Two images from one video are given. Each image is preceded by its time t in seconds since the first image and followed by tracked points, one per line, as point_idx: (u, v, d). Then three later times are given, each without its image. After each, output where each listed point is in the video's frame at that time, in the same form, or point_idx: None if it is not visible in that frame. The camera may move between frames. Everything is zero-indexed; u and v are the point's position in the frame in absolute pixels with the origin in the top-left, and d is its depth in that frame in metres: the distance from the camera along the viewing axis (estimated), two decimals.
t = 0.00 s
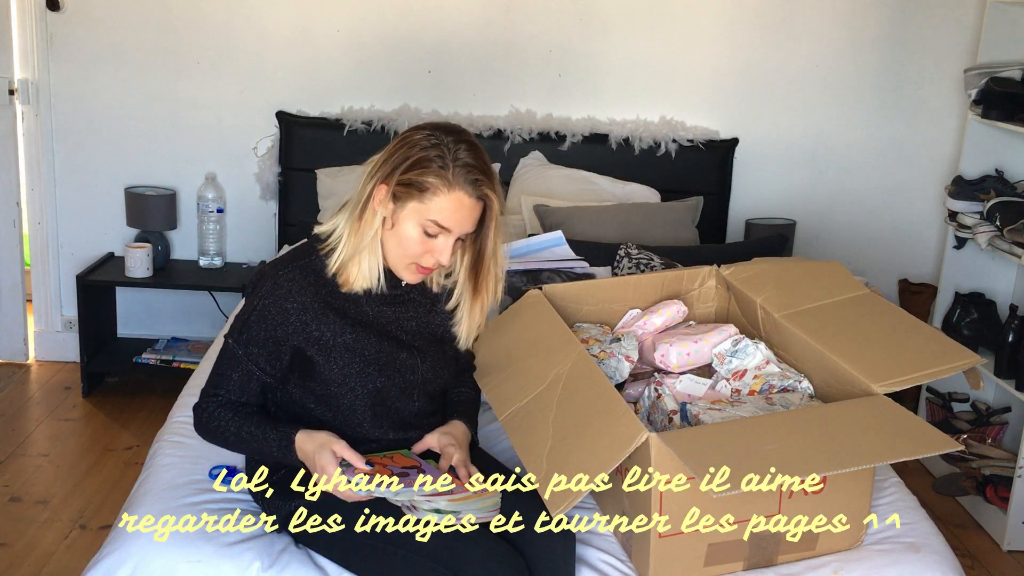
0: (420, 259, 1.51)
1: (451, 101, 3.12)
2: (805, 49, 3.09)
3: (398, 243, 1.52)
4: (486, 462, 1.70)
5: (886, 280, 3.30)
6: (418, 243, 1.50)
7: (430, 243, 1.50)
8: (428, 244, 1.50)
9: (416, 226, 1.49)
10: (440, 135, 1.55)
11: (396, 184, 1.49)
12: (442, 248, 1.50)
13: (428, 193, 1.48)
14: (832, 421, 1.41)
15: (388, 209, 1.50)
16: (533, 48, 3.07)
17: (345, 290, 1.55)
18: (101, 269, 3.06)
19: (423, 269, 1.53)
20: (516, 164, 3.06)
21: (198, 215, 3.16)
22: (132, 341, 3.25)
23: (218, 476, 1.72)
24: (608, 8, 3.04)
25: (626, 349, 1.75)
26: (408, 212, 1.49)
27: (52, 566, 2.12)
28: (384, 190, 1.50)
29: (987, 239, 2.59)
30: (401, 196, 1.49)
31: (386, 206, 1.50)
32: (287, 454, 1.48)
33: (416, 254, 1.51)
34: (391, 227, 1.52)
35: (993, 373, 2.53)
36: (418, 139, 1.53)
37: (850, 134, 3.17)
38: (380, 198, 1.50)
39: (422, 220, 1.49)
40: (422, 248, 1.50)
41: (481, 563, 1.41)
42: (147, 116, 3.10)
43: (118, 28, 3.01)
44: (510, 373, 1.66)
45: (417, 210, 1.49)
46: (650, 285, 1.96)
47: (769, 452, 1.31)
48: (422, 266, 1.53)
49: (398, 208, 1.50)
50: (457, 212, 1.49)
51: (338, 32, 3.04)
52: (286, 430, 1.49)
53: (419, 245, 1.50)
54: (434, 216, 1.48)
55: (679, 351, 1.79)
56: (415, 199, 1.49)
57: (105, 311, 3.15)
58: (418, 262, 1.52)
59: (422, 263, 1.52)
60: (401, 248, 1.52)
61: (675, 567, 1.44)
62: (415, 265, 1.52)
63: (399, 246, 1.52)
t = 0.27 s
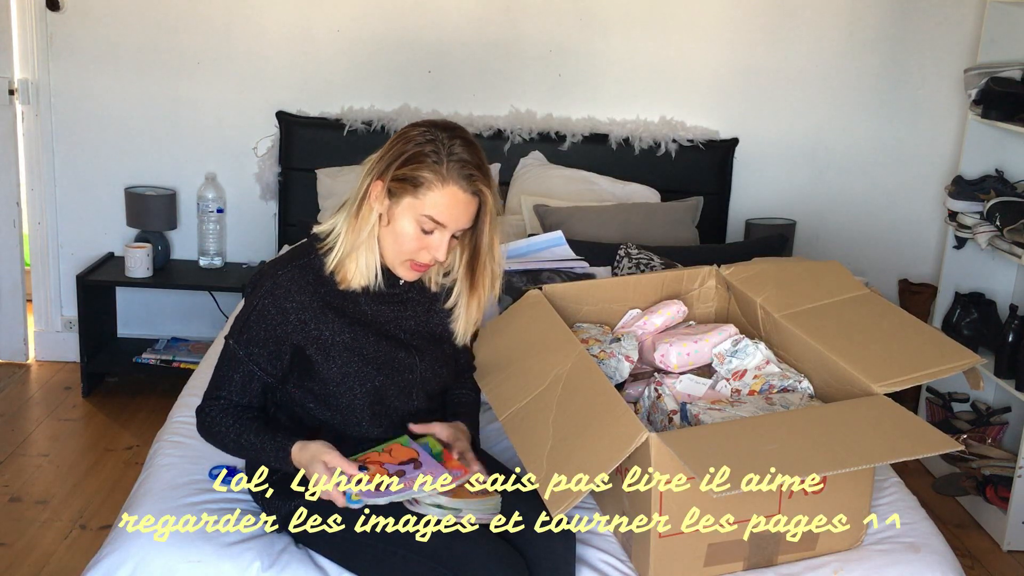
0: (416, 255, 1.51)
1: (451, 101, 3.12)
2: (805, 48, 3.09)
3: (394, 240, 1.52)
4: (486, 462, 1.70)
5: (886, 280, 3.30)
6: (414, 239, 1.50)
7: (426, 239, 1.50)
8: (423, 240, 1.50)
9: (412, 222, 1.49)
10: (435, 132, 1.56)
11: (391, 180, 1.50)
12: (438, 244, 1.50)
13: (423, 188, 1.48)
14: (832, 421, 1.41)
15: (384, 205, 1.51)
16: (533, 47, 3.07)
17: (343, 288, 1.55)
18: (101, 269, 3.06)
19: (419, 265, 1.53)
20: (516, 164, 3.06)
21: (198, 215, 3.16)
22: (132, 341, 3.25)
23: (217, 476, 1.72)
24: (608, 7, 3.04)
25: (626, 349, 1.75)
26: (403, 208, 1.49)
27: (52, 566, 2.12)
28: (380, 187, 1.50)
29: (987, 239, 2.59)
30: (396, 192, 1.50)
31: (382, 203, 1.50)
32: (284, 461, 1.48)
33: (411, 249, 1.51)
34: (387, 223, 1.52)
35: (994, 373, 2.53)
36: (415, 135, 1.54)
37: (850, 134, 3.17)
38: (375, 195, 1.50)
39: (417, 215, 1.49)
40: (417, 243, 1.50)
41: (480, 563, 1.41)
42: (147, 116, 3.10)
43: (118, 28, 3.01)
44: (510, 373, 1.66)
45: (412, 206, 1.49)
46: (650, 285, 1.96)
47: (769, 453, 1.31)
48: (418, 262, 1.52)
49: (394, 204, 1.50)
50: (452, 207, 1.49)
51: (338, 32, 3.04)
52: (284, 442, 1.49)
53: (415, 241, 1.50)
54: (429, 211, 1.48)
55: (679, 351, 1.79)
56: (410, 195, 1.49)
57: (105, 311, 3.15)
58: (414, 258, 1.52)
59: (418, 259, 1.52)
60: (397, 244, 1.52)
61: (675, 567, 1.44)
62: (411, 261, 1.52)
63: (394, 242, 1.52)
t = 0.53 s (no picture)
0: (391, 249, 1.49)
1: (451, 101, 3.12)
2: (805, 48, 3.09)
3: (377, 233, 1.51)
4: (486, 462, 1.70)
5: (886, 280, 3.30)
6: (390, 232, 1.48)
7: (401, 233, 1.48)
8: (398, 234, 1.48)
9: (390, 214, 1.48)
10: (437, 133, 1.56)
11: (381, 172, 1.50)
12: (412, 237, 1.48)
13: (406, 180, 1.48)
14: (832, 421, 1.41)
15: (373, 197, 1.52)
16: (533, 47, 3.07)
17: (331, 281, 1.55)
18: (101, 269, 3.06)
19: (396, 260, 1.51)
20: (517, 164, 3.06)
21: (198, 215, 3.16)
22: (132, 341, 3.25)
23: (217, 476, 1.72)
24: (608, 7, 3.04)
25: (626, 349, 1.75)
26: (386, 199, 1.49)
27: (52, 566, 2.12)
28: (370, 179, 1.51)
29: (987, 239, 2.59)
30: (383, 183, 1.50)
31: (372, 194, 1.52)
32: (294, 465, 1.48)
33: (388, 241, 1.49)
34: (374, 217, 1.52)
35: (993, 373, 2.53)
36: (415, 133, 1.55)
37: (849, 134, 3.17)
38: (368, 185, 1.52)
39: (395, 207, 1.47)
40: (393, 237, 1.48)
41: (481, 563, 1.41)
42: (147, 116, 3.10)
43: (118, 28, 3.01)
44: (511, 373, 1.66)
45: (394, 196, 1.48)
46: (650, 285, 1.96)
47: (769, 452, 1.31)
48: (395, 256, 1.50)
49: (379, 196, 1.50)
50: (431, 203, 1.46)
51: (337, 32, 3.04)
52: (297, 446, 1.48)
53: (391, 234, 1.48)
54: (406, 205, 1.47)
55: (679, 351, 1.79)
56: (393, 187, 1.49)
57: (105, 311, 3.15)
58: (391, 252, 1.50)
59: (394, 254, 1.50)
60: (378, 238, 1.51)
61: (674, 567, 1.44)
62: (388, 254, 1.50)
63: (376, 234, 1.51)
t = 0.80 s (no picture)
0: (380, 251, 1.49)
1: (450, 101, 3.12)
2: (805, 48, 3.09)
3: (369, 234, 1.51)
4: (486, 462, 1.70)
5: (886, 280, 3.30)
6: (381, 234, 1.48)
7: (390, 235, 1.47)
8: (388, 236, 1.48)
9: (382, 217, 1.48)
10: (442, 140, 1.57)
11: (379, 174, 1.51)
12: (400, 239, 1.47)
13: (401, 182, 1.48)
14: (832, 421, 1.41)
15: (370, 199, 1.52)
16: (533, 47, 3.07)
17: (326, 281, 1.55)
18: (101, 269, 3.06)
19: (384, 263, 1.50)
20: (517, 164, 3.06)
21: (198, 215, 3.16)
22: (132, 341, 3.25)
23: (217, 476, 1.72)
24: (608, 7, 3.04)
25: (626, 349, 1.75)
26: (381, 200, 1.49)
27: (52, 566, 2.12)
28: (370, 180, 1.52)
29: (988, 239, 2.59)
30: (380, 184, 1.50)
31: (369, 195, 1.52)
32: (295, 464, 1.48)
33: (377, 242, 1.49)
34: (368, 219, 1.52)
35: (994, 373, 2.53)
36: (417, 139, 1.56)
37: (849, 134, 3.17)
38: (367, 186, 1.52)
39: (389, 208, 1.48)
40: (383, 239, 1.48)
41: (481, 563, 1.41)
42: (147, 116, 3.10)
43: (118, 28, 3.01)
44: (510, 374, 1.66)
45: (388, 198, 1.48)
46: (650, 285, 1.96)
47: (769, 452, 1.31)
48: (383, 258, 1.50)
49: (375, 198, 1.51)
50: (423, 207, 1.46)
51: (337, 32, 3.04)
52: (297, 444, 1.47)
53: (381, 236, 1.48)
54: (399, 208, 1.47)
55: (679, 351, 1.79)
56: (389, 189, 1.49)
57: (104, 311, 3.15)
58: (380, 254, 1.50)
59: (382, 256, 1.49)
60: (369, 239, 1.51)
61: (674, 566, 1.44)
62: (378, 255, 1.50)
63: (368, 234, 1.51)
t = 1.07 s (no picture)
0: (379, 254, 1.49)
1: (450, 101, 3.12)
2: (805, 49, 3.09)
3: (368, 236, 1.51)
4: (486, 462, 1.70)
5: (886, 280, 3.30)
6: (380, 237, 1.48)
7: (389, 239, 1.47)
8: (387, 239, 1.48)
9: (382, 220, 1.48)
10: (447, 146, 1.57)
11: (381, 176, 1.51)
12: (398, 243, 1.47)
13: (403, 187, 1.48)
14: (832, 421, 1.41)
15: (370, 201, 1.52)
16: (533, 48, 3.07)
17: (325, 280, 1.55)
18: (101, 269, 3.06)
19: (382, 265, 1.50)
20: (517, 164, 3.06)
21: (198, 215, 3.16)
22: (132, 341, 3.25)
23: (217, 476, 1.72)
24: (608, 8, 3.04)
25: (626, 349, 1.75)
26: (381, 203, 1.49)
27: (52, 566, 2.12)
28: (372, 181, 1.52)
29: (988, 239, 2.59)
30: (381, 187, 1.50)
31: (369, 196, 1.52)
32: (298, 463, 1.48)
33: (376, 244, 1.49)
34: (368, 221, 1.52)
35: (994, 373, 2.53)
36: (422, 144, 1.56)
37: (849, 134, 3.17)
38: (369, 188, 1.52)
39: (389, 212, 1.48)
40: (381, 242, 1.48)
41: (481, 563, 1.41)
42: (147, 116, 3.10)
43: (118, 28, 3.01)
44: (510, 374, 1.66)
45: (388, 201, 1.48)
46: (650, 285, 1.96)
47: (769, 452, 1.31)
48: (381, 261, 1.50)
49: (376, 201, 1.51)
50: (423, 212, 1.46)
51: (337, 32, 3.04)
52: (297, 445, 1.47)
53: (380, 239, 1.48)
54: (399, 212, 1.47)
55: (679, 351, 1.79)
56: (390, 193, 1.49)
57: (105, 311, 3.15)
58: (378, 257, 1.50)
59: (380, 259, 1.49)
60: (368, 241, 1.51)
61: (674, 566, 1.45)
62: (375, 258, 1.50)
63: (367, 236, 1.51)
